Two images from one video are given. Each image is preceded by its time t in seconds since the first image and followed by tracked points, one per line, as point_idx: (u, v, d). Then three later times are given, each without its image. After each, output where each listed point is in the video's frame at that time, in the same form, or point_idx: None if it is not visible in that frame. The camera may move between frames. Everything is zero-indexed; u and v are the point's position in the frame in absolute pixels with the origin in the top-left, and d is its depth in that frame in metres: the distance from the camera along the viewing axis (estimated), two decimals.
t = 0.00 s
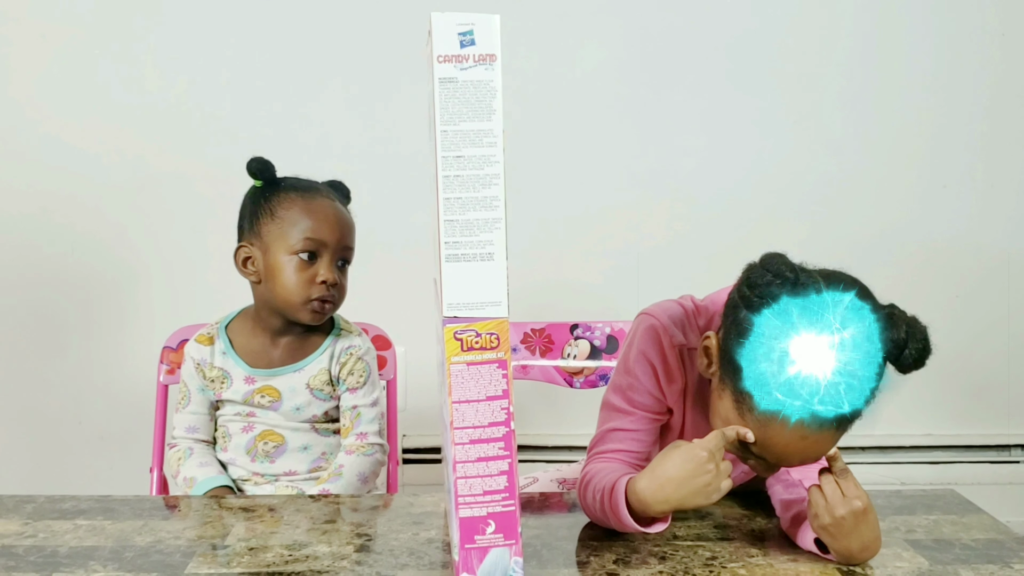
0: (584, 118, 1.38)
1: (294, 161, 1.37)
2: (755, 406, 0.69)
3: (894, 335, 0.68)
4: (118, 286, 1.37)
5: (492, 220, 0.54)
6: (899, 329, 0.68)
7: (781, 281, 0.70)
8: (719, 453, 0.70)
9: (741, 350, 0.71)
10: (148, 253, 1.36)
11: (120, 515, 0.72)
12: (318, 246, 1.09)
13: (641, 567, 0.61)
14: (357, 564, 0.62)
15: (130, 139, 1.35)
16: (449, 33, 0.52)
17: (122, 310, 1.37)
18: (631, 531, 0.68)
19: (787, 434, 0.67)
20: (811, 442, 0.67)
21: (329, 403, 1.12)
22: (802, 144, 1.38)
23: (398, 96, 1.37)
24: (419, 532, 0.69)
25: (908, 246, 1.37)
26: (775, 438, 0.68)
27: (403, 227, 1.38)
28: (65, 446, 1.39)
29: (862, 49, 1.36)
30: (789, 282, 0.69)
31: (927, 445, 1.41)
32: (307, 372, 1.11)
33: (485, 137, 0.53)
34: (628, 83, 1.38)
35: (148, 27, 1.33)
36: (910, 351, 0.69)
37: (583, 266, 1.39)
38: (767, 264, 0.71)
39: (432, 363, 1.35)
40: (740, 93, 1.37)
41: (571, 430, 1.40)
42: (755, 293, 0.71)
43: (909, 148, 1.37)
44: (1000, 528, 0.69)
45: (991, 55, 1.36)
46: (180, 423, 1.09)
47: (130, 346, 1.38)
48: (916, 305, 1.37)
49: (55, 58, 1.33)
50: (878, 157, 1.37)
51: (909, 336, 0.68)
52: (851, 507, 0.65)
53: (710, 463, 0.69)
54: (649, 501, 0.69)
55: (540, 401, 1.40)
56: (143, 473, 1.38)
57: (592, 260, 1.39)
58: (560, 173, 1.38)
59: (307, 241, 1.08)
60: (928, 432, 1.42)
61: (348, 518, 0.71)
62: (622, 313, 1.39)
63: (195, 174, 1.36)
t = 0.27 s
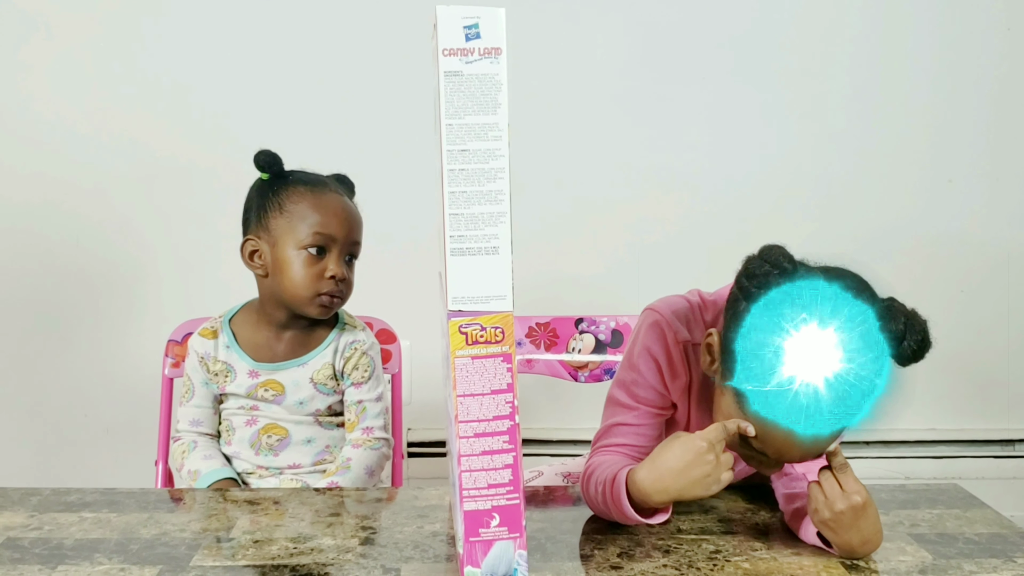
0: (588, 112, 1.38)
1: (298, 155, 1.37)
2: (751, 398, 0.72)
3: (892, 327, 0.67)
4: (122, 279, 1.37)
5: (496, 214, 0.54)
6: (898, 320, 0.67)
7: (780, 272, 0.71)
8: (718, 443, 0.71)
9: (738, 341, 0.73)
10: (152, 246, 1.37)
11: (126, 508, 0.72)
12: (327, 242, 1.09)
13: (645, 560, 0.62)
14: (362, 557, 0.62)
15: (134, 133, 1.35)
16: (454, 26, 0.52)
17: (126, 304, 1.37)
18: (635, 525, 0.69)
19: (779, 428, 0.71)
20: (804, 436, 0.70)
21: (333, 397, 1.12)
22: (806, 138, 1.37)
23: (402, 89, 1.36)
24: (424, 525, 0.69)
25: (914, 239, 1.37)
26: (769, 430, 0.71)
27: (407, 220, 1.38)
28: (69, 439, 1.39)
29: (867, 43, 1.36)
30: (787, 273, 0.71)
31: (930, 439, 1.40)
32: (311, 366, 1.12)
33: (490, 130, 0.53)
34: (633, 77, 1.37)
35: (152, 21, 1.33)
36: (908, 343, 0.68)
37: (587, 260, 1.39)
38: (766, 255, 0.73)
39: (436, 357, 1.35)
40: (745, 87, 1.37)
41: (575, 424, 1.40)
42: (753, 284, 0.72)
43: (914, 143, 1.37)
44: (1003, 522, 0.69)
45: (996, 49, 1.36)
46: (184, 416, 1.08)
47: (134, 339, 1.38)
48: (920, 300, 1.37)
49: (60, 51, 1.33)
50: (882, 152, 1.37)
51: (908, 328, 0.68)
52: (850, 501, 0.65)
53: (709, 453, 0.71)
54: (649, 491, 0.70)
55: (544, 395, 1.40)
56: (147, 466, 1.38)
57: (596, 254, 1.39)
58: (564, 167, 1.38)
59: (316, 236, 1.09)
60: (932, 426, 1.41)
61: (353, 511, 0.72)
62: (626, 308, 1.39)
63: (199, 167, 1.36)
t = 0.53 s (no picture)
0: (592, 101, 1.37)
1: (302, 144, 1.36)
2: (755, 386, 0.72)
3: (892, 317, 0.69)
4: (127, 269, 1.37)
5: (499, 203, 0.53)
6: (897, 310, 0.68)
7: (781, 259, 0.70)
8: (714, 427, 0.72)
9: (739, 330, 0.73)
10: (155, 236, 1.37)
11: (129, 496, 0.72)
12: (331, 232, 1.09)
13: (648, 550, 0.62)
14: (364, 545, 0.63)
15: (137, 123, 1.35)
16: (456, 14, 0.52)
17: (131, 294, 1.37)
18: (637, 514, 0.69)
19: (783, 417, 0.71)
20: (809, 423, 0.71)
21: (335, 387, 1.12)
22: (812, 127, 1.36)
23: (405, 79, 1.36)
24: (427, 514, 0.69)
25: (920, 229, 1.36)
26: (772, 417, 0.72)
27: (411, 210, 1.37)
28: (75, 428, 1.40)
29: (873, 32, 1.35)
30: (789, 261, 0.70)
31: (936, 429, 1.40)
32: (313, 357, 1.11)
33: (493, 119, 0.53)
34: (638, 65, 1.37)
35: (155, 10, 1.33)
36: (908, 331, 0.68)
37: (591, 250, 1.39)
38: (767, 242, 0.71)
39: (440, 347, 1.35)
40: (751, 76, 1.36)
41: (579, 413, 1.40)
42: (755, 272, 0.71)
43: (921, 132, 1.36)
44: (1007, 512, 0.69)
45: (1006, 36, 1.34)
46: (188, 405, 1.09)
47: (139, 329, 1.38)
48: (925, 290, 1.37)
49: (63, 42, 1.33)
50: (889, 141, 1.36)
51: (908, 317, 0.68)
52: (851, 491, 0.65)
53: (704, 435, 0.72)
54: (641, 470, 0.71)
55: (548, 384, 1.40)
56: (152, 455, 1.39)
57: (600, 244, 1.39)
58: (569, 156, 1.38)
59: (320, 225, 1.09)
60: (937, 416, 1.41)
61: (356, 500, 0.72)
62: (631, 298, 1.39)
63: (202, 158, 1.36)
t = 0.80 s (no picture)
0: (598, 90, 1.37)
1: (306, 134, 1.36)
2: (757, 377, 0.72)
3: (893, 309, 0.68)
4: (133, 259, 1.37)
5: (504, 192, 0.53)
6: (898, 302, 0.67)
7: (783, 250, 0.70)
8: (714, 413, 0.72)
9: (741, 320, 0.73)
10: (160, 226, 1.37)
11: (135, 485, 0.72)
12: (334, 220, 1.08)
13: (652, 539, 0.62)
14: (369, 534, 0.63)
15: (141, 112, 1.34)
16: (460, 1, 0.52)
17: (136, 284, 1.38)
18: (642, 503, 0.69)
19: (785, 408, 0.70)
20: (810, 415, 0.70)
21: (341, 376, 1.12)
22: (818, 116, 1.36)
23: (410, 68, 1.35)
24: (432, 503, 0.69)
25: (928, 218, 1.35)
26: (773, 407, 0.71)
27: (417, 200, 1.37)
28: (81, 417, 1.40)
29: (881, 20, 1.34)
30: (790, 251, 0.70)
31: (942, 419, 1.40)
32: (318, 346, 1.11)
33: (497, 108, 0.53)
34: (644, 54, 1.36)
35: None
36: (909, 324, 0.68)
37: (596, 239, 1.39)
38: (769, 232, 0.71)
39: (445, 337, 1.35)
40: (757, 64, 1.35)
41: (584, 403, 1.40)
42: (756, 262, 0.71)
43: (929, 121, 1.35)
44: (1013, 502, 0.68)
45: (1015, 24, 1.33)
46: (193, 394, 1.10)
47: (144, 319, 1.38)
48: (932, 280, 1.36)
49: (67, 30, 1.33)
50: (896, 129, 1.35)
51: (910, 308, 0.67)
52: (853, 481, 0.64)
53: (703, 420, 0.72)
54: (639, 450, 0.73)
55: (553, 374, 1.40)
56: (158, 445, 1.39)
57: (605, 233, 1.38)
58: (575, 146, 1.37)
59: (323, 213, 1.08)
60: (943, 406, 1.40)
61: (362, 489, 0.72)
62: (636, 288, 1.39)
63: (206, 147, 1.35)
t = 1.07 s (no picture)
0: (601, 84, 1.36)
1: (308, 127, 1.36)
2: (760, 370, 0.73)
3: (895, 301, 0.68)
4: (134, 251, 1.37)
5: (506, 185, 0.53)
6: (900, 293, 0.67)
7: (784, 243, 0.71)
8: (715, 403, 0.74)
9: (743, 313, 0.74)
10: (161, 218, 1.36)
11: (137, 478, 0.72)
12: (332, 210, 1.08)
13: (653, 533, 0.62)
14: (372, 528, 0.63)
15: (142, 104, 1.34)
16: None
17: (137, 276, 1.37)
18: (643, 497, 0.69)
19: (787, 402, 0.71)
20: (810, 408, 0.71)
21: (345, 367, 1.12)
22: (821, 109, 1.35)
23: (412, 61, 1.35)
24: (434, 497, 0.69)
25: (931, 212, 1.35)
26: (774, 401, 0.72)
27: (419, 194, 1.37)
28: (83, 409, 1.41)
29: (885, 14, 1.33)
30: (791, 244, 0.71)
31: (944, 414, 1.39)
32: (323, 337, 1.11)
33: (500, 101, 0.52)
34: (647, 47, 1.35)
35: None
36: (911, 315, 0.67)
37: (599, 233, 1.38)
38: (770, 225, 0.72)
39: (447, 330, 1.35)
40: (760, 57, 1.35)
41: (586, 397, 1.40)
42: (757, 255, 0.72)
43: (934, 116, 1.34)
44: (1015, 497, 0.68)
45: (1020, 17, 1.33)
46: (196, 385, 1.10)
47: (146, 312, 1.38)
48: (935, 274, 1.36)
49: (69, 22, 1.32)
50: (900, 123, 1.34)
51: (912, 300, 0.67)
52: (853, 475, 0.65)
53: (705, 409, 0.74)
54: (641, 437, 0.75)
55: (555, 368, 1.40)
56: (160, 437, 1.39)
57: (608, 227, 1.38)
58: (578, 139, 1.37)
59: (322, 204, 1.08)
60: (945, 400, 1.40)
61: (365, 482, 0.72)
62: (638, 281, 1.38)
63: (208, 140, 1.35)
